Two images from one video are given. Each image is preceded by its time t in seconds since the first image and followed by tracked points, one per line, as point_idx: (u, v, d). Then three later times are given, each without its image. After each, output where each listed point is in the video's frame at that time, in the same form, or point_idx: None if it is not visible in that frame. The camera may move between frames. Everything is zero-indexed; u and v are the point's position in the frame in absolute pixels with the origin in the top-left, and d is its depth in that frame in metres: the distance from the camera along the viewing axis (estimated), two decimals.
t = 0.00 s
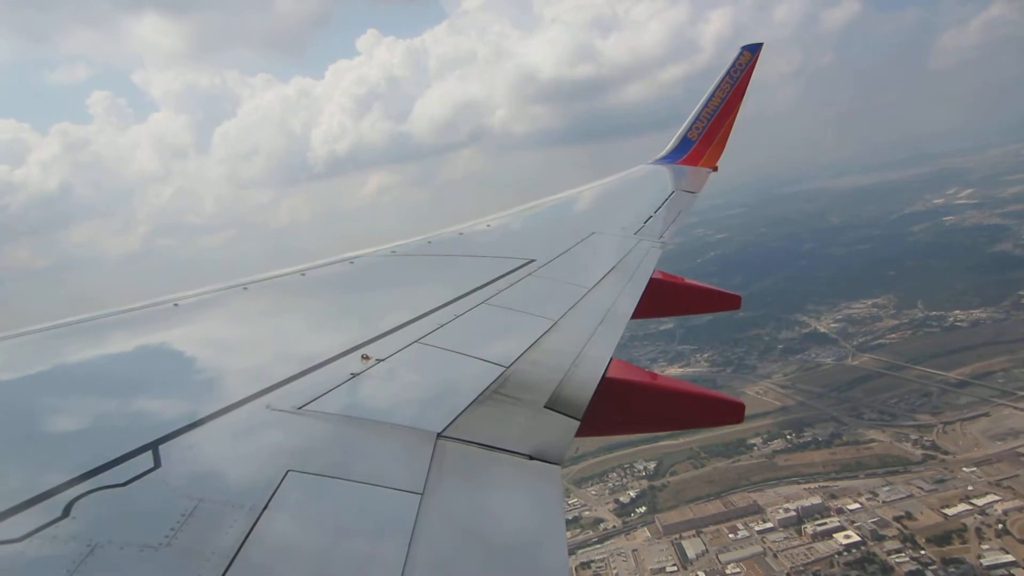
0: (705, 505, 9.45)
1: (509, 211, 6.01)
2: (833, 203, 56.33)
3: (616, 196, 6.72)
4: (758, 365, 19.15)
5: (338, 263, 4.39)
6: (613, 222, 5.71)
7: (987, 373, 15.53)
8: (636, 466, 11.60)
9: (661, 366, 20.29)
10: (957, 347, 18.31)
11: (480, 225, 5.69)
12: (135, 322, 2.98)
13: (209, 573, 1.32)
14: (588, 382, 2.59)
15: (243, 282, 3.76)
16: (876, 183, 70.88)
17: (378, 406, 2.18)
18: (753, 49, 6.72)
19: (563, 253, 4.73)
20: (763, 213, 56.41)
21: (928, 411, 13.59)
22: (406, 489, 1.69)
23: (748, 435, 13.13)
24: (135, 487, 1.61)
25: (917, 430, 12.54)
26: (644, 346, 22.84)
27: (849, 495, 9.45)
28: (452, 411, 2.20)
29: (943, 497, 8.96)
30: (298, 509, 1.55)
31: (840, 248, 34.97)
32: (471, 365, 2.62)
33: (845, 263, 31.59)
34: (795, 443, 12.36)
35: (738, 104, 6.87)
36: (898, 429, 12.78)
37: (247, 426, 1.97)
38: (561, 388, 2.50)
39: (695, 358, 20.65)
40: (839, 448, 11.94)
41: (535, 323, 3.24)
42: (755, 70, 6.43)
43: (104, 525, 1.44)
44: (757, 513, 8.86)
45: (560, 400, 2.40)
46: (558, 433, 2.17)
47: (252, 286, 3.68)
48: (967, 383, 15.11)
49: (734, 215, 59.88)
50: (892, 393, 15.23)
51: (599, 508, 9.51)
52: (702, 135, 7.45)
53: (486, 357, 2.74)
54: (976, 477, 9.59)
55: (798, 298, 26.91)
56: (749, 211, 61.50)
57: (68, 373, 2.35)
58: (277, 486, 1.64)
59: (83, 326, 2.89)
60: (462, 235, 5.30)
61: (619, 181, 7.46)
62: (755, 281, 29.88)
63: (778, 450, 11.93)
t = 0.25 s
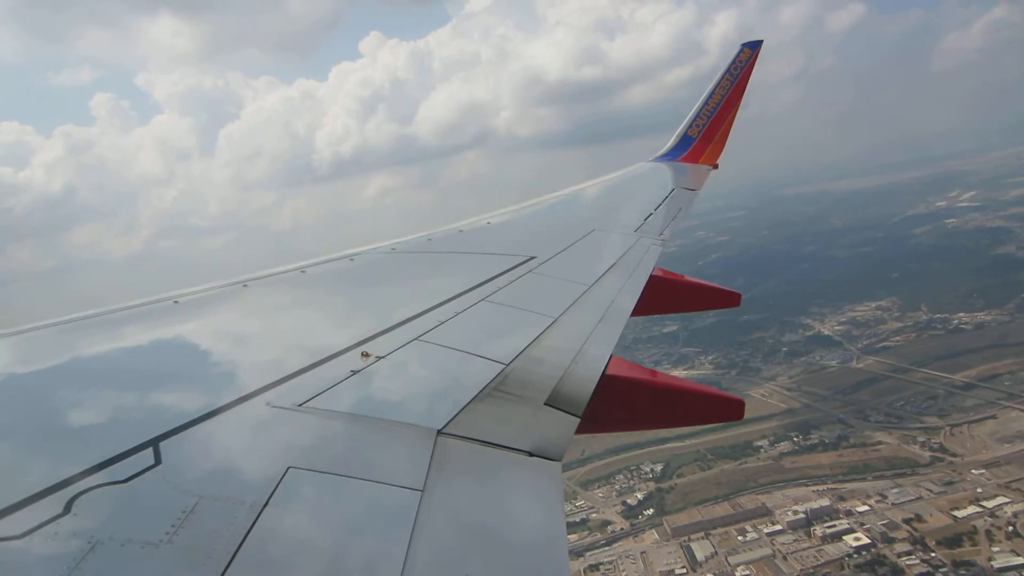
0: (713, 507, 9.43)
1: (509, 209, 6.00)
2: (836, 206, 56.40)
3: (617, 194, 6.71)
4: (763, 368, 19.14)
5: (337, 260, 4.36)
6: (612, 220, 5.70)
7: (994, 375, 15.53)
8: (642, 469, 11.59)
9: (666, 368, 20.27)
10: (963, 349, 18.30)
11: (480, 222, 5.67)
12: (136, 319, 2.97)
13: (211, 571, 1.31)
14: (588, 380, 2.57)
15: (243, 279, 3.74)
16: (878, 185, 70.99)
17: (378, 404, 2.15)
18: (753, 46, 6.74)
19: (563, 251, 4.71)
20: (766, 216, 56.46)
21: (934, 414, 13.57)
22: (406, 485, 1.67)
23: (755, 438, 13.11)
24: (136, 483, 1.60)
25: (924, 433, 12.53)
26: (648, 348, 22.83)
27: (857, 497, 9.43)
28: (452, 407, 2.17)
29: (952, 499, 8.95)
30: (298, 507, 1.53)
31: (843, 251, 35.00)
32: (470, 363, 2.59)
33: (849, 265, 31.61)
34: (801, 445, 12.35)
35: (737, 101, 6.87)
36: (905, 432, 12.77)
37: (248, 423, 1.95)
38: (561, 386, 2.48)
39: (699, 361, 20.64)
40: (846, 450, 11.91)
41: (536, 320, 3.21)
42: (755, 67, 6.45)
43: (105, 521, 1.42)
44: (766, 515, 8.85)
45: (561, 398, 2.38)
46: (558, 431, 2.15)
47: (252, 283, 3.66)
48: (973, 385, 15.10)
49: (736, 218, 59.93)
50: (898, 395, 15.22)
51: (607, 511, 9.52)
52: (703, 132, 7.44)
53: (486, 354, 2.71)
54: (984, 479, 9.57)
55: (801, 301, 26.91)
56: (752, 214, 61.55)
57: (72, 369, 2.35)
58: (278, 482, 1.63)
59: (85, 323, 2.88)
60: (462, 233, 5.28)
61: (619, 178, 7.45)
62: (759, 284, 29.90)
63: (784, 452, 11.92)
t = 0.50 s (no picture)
0: (721, 510, 9.41)
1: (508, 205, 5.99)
2: (840, 208, 56.44)
3: (618, 190, 6.70)
4: (769, 370, 19.12)
5: (337, 255, 4.33)
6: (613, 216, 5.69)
7: (1001, 377, 15.52)
8: (649, 471, 11.59)
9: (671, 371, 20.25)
10: (970, 351, 18.28)
11: (480, 218, 5.65)
12: (139, 314, 2.97)
13: (212, 565, 1.30)
14: (588, 376, 2.54)
15: (243, 275, 3.73)
16: (881, 187, 71.06)
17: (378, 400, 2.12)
18: (753, 42, 6.77)
19: (564, 246, 4.68)
20: (769, 218, 56.47)
21: (942, 417, 13.54)
22: (406, 481, 1.65)
23: (761, 440, 13.09)
24: (138, 478, 1.58)
25: (932, 435, 12.51)
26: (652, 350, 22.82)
27: (867, 499, 9.40)
28: (453, 403, 2.15)
29: (962, 502, 8.93)
30: (299, 502, 1.52)
31: (847, 253, 35.01)
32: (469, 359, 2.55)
33: (854, 267, 31.60)
34: (809, 448, 12.33)
35: (737, 97, 6.88)
36: (912, 434, 12.74)
37: (249, 418, 1.94)
38: (562, 382, 2.45)
39: (704, 363, 20.62)
40: (853, 453, 11.89)
41: (537, 316, 3.16)
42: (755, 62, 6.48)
43: (107, 515, 1.41)
44: (775, 518, 8.83)
45: (561, 394, 2.35)
46: (559, 426, 2.12)
47: (252, 278, 3.64)
48: (980, 387, 15.08)
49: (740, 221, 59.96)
50: (905, 397, 15.20)
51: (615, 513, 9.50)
52: (703, 129, 7.45)
53: (488, 349, 2.67)
54: (994, 482, 9.55)
55: (806, 303, 26.90)
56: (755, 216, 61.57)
57: (79, 364, 2.36)
58: (279, 478, 1.61)
59: (88, 320, 2.88)
60: (462, 228, 5.26)
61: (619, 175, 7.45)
62: (763, 286, 29.90)
63: (792, 455, 11.90)
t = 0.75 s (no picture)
0: (729, 515, 9.39)
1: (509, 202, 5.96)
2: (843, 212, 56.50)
3: (618, 186, 6.69)
4: (774, 374, 19.10)
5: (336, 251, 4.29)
6: (614, 212, 5.67)
7: (1007, 382, 15.50)
8: (656, 475, 11.55)
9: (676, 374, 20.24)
10: (976, 356, 18.26)
11: (480, 214, 5.63)
12: (141, 309, 2.95)
13: (211, 561, 1.27)
14: (589, 370, 2.49)
15: (242, 271, 3.70)
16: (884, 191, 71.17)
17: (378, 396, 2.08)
18: (754, 38, 6.77)
19: (564, 242, 4.66)
20: (773, 222, 56.53)
21: (949, 421, 13.51)
22: (406, 477, 1.62)
23: (767, 444, 13.05)
24: (137, 474, 1.56)
25: (940, 439, 12.49)
26: (656, 353, 22.80)
27: (875, 504, 9.37)
28: (452, 399, 2.11)
29: (971, 507, 8.91)
30: (298, 499, 1.49)
31: (851, 257, 35.03)
32: (469, 354, 2.51)
33: (858, 271, 31.61)
34: (816, 452, 12.31)
35: (738, 94, 6.87)
36: (919, 439, 12.72)
37: (249, 413, 1.91)
38: (563, 376, 2.40)
39: (709, 367, 20.60)
40: (860, 457, 11.86)
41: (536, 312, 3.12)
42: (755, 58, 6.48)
43: (106, 512, 1.39)
44: (784, 522, 8.81)
45: (562, 388, 2.30)
46: (561, 421, 2.08)
47: (251, 274, 3.61)
48: (987, 392, 15.06)
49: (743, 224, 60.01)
50: (912, 401, 15.18)
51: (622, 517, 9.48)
52: (704, 124, 7.45)
53: (487, 345, 2.63)
54: (1002, 487, 9.53)
55: (810, 307, 26.90)
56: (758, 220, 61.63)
57: (84, 358, 2.34)
58: (279, 474, 1.59)
59: (90, 314, 2.86)
60: (463, 225, 5.23)
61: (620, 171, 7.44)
62: (767, 290, 29.91)
63: (799, 459, 11.88)
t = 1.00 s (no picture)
0: (739, 519, 9.37)
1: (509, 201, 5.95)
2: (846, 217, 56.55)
3: (619, 185, 6.69)
4: (780, 379, 19.07)
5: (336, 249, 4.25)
6: (614, 211, 5.66)
7: (1015, 386, 15.47)
8: (662, 479, 11.51)
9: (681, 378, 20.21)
10: (982, 360, 18.23)
11: (481, 213, 5.61)
12: (146, 305, 2.94)
13: (212, 558, 1.26)
14: (589, 369, 2.48)
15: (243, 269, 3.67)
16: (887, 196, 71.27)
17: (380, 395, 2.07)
18: (754, 37, 6.79)
19: (564, 241, 4.64)
20: (776, 226, 56.58)
21: (956, 425, 13.47)
22: (407, 476, 1.62)
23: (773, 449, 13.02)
24: (139, 472, 1.56)
25: (948, 444, 12.46)
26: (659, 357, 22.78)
27: (884, 509, 9.35)
28: (453, 397, 2.10)
29: (981, 511, 8.88)
30: (299, 496, 1.48)
31: (855, 261, 35.05)
32: (470, 351, 2.50)
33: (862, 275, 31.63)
34: (823, 456, 12.28)
35: (738, 93, 6.89)
36: (927, 443, 12.69)
37: (251, 411, 1.90)
38: (563, 374, 2.40)
39: (714, 372, 20.57)
40: (867, 461, 11.82)
41: (537, 310, 3.09)
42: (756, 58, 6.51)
43: (107, 510, 1.39)
44: (793, 526, 8.80)
45: (563, 386, 2.30)
46: (561, 419, 2.08)
47: (252, 272, 3.57)
48: (994, 396, 15.03)
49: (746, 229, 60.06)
50: (919, 406, 15.14)
51: (629, 521, 9.45)
52: (704, 123, 7.47)
53: (488, 343, 2.61)
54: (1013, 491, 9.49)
55: (814, 311, 26.87)
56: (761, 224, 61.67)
57: (90, 354, 2.33)
58: (281, 471, 1.58)
59: (92, 311, 2.84)
60: (464, 223, 5.21)
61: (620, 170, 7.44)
62: (771, 295, 29.90)
63: (806, 464, 11.86)
